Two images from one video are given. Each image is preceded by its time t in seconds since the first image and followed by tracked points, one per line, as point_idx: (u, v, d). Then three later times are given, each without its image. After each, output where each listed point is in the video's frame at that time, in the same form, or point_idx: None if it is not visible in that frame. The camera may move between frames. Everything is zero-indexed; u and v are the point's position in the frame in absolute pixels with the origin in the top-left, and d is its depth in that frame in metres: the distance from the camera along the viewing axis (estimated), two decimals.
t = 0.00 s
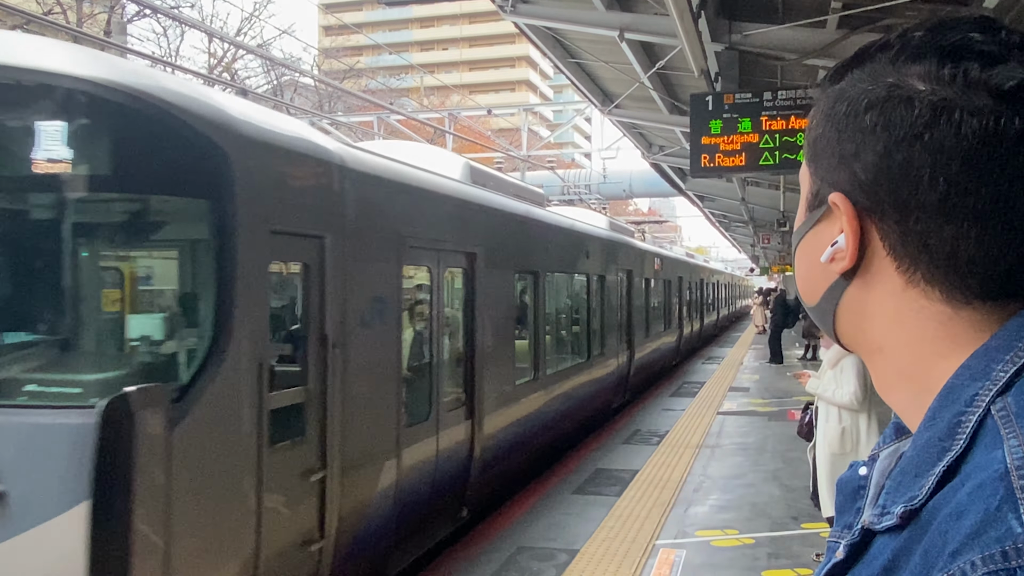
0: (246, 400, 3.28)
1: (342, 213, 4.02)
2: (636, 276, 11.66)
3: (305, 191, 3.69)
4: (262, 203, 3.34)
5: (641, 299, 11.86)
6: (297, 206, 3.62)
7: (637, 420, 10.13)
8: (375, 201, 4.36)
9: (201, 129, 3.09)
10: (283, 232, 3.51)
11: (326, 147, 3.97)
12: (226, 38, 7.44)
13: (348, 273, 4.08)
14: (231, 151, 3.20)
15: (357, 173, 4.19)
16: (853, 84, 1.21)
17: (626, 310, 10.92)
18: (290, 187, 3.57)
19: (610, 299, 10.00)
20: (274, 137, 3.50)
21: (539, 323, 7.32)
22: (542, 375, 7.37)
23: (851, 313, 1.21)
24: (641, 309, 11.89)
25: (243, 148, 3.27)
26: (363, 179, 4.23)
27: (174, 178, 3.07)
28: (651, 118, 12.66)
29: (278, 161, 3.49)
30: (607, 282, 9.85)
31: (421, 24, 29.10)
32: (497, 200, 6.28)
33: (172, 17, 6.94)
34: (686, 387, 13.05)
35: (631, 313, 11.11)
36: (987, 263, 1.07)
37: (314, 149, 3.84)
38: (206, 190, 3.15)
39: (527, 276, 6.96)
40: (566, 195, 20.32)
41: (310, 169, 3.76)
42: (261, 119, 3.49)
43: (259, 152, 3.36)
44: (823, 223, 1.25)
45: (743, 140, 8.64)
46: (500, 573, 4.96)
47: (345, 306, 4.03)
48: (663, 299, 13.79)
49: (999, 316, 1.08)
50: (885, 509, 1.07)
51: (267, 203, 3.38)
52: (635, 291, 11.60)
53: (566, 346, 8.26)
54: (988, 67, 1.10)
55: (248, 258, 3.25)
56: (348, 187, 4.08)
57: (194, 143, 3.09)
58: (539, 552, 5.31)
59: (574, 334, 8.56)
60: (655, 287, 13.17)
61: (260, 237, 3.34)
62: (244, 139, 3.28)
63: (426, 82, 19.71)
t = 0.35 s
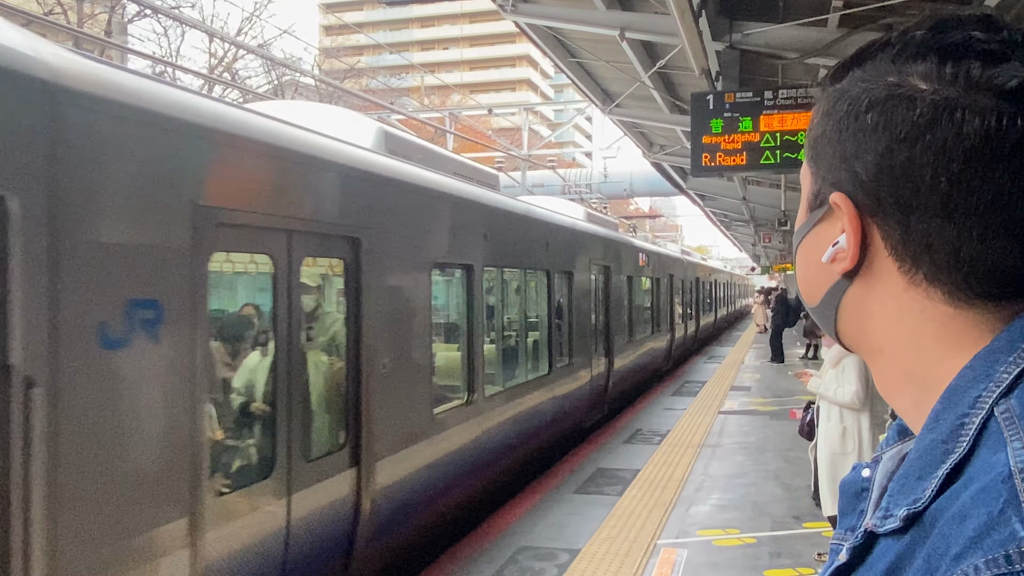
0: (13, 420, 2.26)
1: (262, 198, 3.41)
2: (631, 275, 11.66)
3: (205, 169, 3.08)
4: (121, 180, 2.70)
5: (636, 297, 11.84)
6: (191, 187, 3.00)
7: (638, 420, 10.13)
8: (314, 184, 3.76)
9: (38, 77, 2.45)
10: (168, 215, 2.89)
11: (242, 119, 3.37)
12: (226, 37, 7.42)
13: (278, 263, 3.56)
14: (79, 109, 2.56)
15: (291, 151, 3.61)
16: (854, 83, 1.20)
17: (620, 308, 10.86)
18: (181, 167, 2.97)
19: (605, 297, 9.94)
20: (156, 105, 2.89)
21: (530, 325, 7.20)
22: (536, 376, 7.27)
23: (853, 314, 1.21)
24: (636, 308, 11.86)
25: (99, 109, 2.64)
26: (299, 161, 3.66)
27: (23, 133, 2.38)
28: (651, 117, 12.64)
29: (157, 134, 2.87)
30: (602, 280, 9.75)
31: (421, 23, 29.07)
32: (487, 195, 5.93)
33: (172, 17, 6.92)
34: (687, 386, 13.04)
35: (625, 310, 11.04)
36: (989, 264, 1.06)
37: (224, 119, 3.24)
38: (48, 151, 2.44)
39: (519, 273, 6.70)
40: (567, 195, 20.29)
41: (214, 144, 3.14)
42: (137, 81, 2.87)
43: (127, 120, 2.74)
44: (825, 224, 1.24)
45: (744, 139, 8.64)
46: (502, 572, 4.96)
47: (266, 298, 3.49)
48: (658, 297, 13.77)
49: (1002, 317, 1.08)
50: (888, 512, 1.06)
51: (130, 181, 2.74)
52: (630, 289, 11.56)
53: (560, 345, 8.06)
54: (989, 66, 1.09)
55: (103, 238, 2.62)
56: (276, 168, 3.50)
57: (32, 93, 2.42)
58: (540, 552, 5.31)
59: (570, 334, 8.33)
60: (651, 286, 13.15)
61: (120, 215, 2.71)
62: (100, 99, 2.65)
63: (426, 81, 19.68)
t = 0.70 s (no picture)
0: None
1: (259, 196, 3.33)
2: (631, 276, 11.59)
3: (201, 170, 2.99)
4: (113, 180, 2.59)
5: (636, 298, 11.77)
6: (188, 188, 2.92)
7: (641, 420, 10.14)
8: (312, 185, 3.71)
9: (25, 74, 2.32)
10: (158, 216, 2.78)
11: (241, 117, 3.31)
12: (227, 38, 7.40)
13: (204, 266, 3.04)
14: (66, 106, 2.43)
15: (290, 152, 3.55)
16: (855, 84, 1.21)
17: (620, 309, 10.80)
18: (177, 168, 2.87)
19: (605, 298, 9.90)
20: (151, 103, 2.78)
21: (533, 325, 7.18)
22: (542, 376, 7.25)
23: (853, 315, 1.21)
24: (637, 310, 11.79)
25: (90, 108, 2.52)
26: (298, 161, 3.61)
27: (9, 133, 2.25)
28: (653, 117, 12.63)
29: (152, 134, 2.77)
30: (603, 281, 9.72)
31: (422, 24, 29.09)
32: (484, 195, 5.89)
33: (174, 18, 6.90)
34: (689, 387, 13.03)
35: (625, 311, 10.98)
36: (990, 264, 1.06)
37: (222, 119, 3.16)
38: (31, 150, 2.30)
39: (517, 274, 6.65)
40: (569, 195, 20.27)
41: (212, 145, 3.06)
42: (134, 79, 2.77)
43: (119, 118, 2.64)
44: (825, 224, 1.24)
45: (746, 140, 8.65)
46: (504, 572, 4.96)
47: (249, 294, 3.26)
48: (659, 298, 13.70)
49: (1003, 318, 1.08)
50: (890, 513, 1.06)
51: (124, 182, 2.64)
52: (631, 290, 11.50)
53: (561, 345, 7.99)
54: (990, 66, 1.09)
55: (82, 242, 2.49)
56: (275, 169, 3.43)
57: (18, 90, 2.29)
58: (542, 553, 5.31)
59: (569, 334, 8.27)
60: (653, 287, 13.10)
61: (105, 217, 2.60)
62: (92, 97, 2.53)
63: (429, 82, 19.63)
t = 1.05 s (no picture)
0: None
1: (261, 196, 3.33)
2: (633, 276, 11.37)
3: (199, 169, 2.99)
4: (107, 180, 2.59)
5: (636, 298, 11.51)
6: (185, 187, 2.91)
7: (643, 421, 10.14)
8: (315, 185, 3.71)
9: (17, 73, 2.31)
10: (155, 216, 2.78)
11: (244, 118, 3.32)
12: (231, 40, 7.39)
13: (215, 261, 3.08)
14: (59, 106, 2.43)
15: (292, 151, 3.55)
16: (854, 86, 1.21)
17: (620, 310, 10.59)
18: (173, 167, 2.87)
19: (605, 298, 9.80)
20: (146, 101, 2.78)
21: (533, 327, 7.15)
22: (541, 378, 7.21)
23: (853, 317, 1.21)
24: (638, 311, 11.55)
25: (88, 108, 2.54)
26: (300, 160, 3.61)
27: None
28: (656, 119, 12.63)
29: (149, 132, 2.77)
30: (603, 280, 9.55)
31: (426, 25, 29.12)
32: (486, 195, 5.90)
33: (178, 20, 6.89)
34: (692, 389, 13.03)
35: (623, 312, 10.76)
36: (990, 265, 1.06)
37: (225, 120, 3.16)
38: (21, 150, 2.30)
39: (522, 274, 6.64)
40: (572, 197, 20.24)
41: (214, 146, 3.06)
42: (130, 78, 2.77)
43: (115, 118, 2.63)
44: (825, 226, 1.24)
45: (748, 141, 8.63)
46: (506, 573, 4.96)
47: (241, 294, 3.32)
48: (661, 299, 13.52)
49: (1003, 319, 1.08)
50: (891, 514, 1.06)
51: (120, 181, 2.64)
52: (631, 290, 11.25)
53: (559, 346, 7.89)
54: (989, 67, 1.09)
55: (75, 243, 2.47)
56: (278, 171, 3.44)
57: (8, 90, 2.27)
58: (545, 554, 5.31)
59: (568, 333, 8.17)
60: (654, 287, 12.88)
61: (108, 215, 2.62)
62: (86, 97, 2.53)
63: (431, 84, 19.60)
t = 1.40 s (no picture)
0: None
1: (263, 197, 3.34)
2: (625, 276, 10.66)
3: (202, 168, 2.99)
4: (114, 179, 2.60)
5: (627, 299, 10.73)
6: (191, 188, 2.93)
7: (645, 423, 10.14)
8: (319, 186, 3.73)
9: (15, 73, 2.32)
10: (162, 216, 2.79)
11: (247, 119, 3.33)
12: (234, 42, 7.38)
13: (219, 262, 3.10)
14: (65, 109, 2.45)
15: (296, 152, 3.58)
16: (854, 89, 1.21)
17: (609, 311, 9.75)
18: (178, 167, 2.87)
19: (591, 298, 9.08)
20: (152, 104, 2.80)
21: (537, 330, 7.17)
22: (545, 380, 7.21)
23: (854, 319, 1.21)
24: (631, 312, 10.78)
25: (95, 110, 2.56)
26: (305, 162, 3.64)
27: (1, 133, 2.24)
28: (659, 120, 12.62)
29: (156, 135, 2.80)
30: (588, 278, 8.77)
31: (428, 27, 29.12)
32: (488, 195, 5.91)
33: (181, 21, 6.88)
34: (694, 390, 13.01)
35: (613, 314, 9.94)
36: (990, 267, 1.06)
37: (228, 121, 3.18)
38: (23, 152, 2.30)
39: (525, 275, 6.66)
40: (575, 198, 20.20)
41: (218, 147, 3.08)
42: (128, 76, 2.77)
43: (119, 117, 2.65)
44: (826, 229, 1.24)
45: (751, 142, 8.61)
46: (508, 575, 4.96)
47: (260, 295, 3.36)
48: (657, 302, 12.85)
49: (1003, 321, 1.08)
50: (890, 514, 1.06)
51: (126, 180, 2.65)
52: (623, 290, 10.51)
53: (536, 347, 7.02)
54: (988, 69, 1.10)
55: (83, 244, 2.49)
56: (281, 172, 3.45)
57: (6, 89, 2.28)
58: (547, 556, 5.31)
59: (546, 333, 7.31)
60: (648, 288, 12.19)
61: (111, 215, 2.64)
62: (88, 97, 2.54)
63: (434, 85, 19.56)
